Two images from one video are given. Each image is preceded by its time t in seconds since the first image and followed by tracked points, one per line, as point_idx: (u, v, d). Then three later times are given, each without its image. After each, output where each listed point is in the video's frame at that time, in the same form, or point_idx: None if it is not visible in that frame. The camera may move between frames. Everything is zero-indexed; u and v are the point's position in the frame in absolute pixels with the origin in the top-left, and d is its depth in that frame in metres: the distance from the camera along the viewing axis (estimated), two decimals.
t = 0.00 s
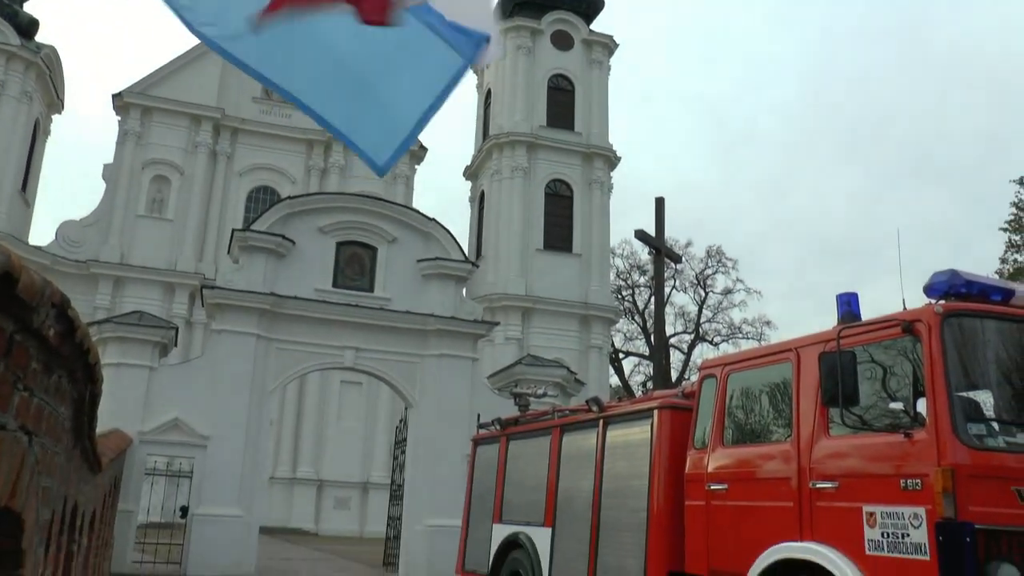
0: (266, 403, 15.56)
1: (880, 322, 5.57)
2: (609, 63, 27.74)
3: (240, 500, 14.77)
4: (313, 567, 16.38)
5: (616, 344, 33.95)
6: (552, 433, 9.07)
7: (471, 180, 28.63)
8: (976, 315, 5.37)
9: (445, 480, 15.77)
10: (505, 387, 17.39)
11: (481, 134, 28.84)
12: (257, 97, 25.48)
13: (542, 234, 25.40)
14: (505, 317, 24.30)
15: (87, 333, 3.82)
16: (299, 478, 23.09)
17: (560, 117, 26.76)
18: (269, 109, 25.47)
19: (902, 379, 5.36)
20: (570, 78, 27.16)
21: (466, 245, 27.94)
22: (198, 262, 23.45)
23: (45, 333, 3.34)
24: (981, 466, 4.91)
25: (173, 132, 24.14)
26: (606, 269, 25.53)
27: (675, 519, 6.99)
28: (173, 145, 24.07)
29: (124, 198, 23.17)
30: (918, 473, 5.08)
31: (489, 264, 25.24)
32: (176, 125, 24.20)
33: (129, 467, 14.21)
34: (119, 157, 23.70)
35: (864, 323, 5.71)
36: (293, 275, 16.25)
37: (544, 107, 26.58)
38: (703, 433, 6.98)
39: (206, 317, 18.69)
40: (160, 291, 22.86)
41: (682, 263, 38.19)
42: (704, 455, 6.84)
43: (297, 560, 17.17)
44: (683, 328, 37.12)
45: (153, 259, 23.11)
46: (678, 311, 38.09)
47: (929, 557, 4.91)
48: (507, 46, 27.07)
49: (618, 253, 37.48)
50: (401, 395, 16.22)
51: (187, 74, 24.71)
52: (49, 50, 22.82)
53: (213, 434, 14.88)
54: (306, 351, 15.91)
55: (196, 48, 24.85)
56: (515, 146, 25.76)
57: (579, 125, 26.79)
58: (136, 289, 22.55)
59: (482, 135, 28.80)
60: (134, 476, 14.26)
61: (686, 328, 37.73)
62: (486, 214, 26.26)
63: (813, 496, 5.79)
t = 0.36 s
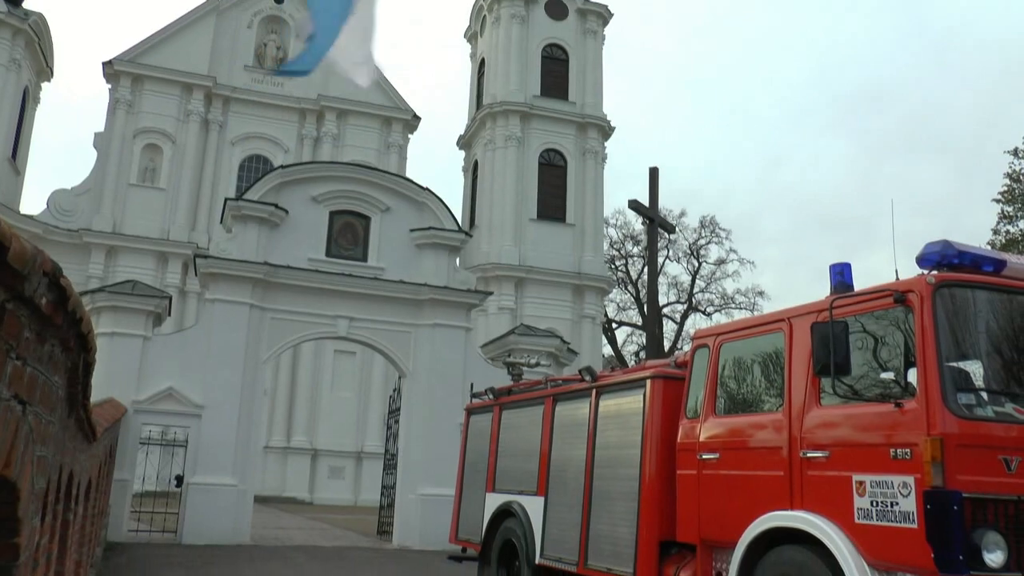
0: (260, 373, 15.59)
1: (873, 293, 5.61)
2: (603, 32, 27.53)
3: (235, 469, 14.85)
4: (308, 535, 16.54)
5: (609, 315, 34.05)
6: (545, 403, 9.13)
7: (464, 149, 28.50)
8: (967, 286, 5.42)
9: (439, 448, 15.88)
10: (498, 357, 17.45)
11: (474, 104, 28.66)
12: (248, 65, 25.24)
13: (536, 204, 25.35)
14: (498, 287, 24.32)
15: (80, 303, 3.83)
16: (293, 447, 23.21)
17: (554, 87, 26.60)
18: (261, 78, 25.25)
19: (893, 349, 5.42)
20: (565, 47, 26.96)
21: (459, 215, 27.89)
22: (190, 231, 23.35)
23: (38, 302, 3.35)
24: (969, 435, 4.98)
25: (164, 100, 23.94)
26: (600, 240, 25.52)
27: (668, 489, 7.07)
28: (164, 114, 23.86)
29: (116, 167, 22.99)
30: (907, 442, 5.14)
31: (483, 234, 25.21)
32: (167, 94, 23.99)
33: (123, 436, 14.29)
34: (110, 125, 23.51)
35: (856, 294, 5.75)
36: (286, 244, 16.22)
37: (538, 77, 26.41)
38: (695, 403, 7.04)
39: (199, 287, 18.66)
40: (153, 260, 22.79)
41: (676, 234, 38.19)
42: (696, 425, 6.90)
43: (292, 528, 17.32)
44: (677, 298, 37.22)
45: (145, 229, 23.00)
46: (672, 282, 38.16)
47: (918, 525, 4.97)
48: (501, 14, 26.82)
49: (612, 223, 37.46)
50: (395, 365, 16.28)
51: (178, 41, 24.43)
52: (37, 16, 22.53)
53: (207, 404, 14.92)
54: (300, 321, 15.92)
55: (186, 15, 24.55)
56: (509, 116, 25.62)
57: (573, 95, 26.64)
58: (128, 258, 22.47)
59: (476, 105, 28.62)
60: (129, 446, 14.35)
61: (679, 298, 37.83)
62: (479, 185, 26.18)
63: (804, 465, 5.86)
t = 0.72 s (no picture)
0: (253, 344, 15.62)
1: (865, 266, 5.65)
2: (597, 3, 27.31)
3: (229, 441, 14.92)
4: (302, 506, 16.66)
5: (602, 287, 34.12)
6: (538, 374, 9.19)
7: (457, 121, 28.34)
8: (959, 259, 5.45)
9: (432, 420, 15.97)
10: (491, 329, 17.50)
11: (468, 75, 28.48)
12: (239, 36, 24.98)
13: (529, 177, 25.28)
14: (491, 260, 24.34)
15: (70, 276, 3.82)
16: (287, 419, 23.29)
17: (548, 58, 26.43)
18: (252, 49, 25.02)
19: (885, 322, 5.46)
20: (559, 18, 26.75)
21: (453, 187, 27.81)
22: (182, 203, 23.26)
23: (29, 274, 3.34)
24: (959, 407, 5.04)
25: (154, 71, 23.72)
26: (593, 212, 25.50)
27: (660, 460, 7.14)
28: (154, 85, 23.65)
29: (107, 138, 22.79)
30: (898, 414, 5.20)
31: (476, 207, 25.16)
32: (158, 65, 23.78)
33: (118, 408, 14.32)
34: (100, 96, 23.28)
35: (849, 267, 5.78)
36: (279, 215, 16.18)
37: (532, 48, 26.23)
38: (687, 375, 7.10)
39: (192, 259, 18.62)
40: (145, 232, 22.71)
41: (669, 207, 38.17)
42: (688, 397, 6.97)
43: (286, 499, 17.46)
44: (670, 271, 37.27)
45: (136, 201, 22.89)
46: (665, 255, 38.20)
47: (907, 496, 5.04)
48: None
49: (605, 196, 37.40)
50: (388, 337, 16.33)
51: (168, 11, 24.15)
52: None
53: (202, 375, 14.96)
54: (293, 293, 15.91)
55: None
56: (502, 88, 25.47)
57: (567, 67, 26.48)
58: (120, 230, 22.39)
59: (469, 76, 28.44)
60: (123, 418, 14.38)
61: (672, 271, 37.90)
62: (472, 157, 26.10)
63: (795, 437, 5.92)
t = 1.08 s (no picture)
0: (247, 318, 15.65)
1: (859, 241, 5.67)
2: None
3: (224, 415, 14.97)
4: (297, 480, 16.78)
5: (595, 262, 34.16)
6: (531, 348, 9.23)
7: (450, 96, 28.20)
8: (952, 235, 5.48)
9: (426, 394, 16.04)
10: (485, 304, 17.52)
11: (461, 49, 28.27)
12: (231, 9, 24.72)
13: (523, 152, 25.19)
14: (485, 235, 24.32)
15: (62, 250, 3.83)
16: (281, 393, 23.37)
17: (543, 32, 26.25)
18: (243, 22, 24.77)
19: (877, 298, 5.50)
20: None
21: (446, 162, 27.71)
22: (175, 178, 23.14)
23: (20, 248, 3.34)
24: (949, 382, 5.09)
25: (145, 44, 23.50)
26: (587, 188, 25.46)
27: (652, 434, 7.21)
28: (146, 59, 23.44)
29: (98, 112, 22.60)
30: (888, 389, 5.26)
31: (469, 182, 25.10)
32: (148, 38, 23.57)
33: (112, 382, 14.33)
34: (90, 69, 23.07)
35: (842, 243, 5.81)
36: (271, 189, 16.12)
37: (526, 22, 26.04)
38: (680, 349, 7.14)
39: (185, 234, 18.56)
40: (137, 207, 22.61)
41: (663, 182, 38.10)
42: (681, 371, 7.02)
43: (280, 473, 17.56)
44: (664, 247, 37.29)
45: (128, 176, 22.75)
46: (658, 230, 38.21)
47: (896, 470, 5.11)
48: None
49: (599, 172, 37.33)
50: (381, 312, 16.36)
51: None
52: None
53: (195, 350, 14.98)
54: (287, 267, 15.90)
55: None
56: (496, 62, 25.31)
57: (561, 40, 26.31)
58: (112, 205, 22.28)
59: (463, 50, 28.24)
60: (117, 392, 14.39)
61: (666, 246, 37.92)
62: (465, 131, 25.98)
63: (787, 412, 5.98)
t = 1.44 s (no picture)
0: (240, 295, 15.63)
1: (853, 218, 5.70)
2: None
3: (217, 392, 14.99)
4: (290, 457, 16.87)
5: (588, 240, 34.17)
6: (524, 325, 9.27)
7: (444, 72, 28.04)
8: (945, 212, 5.51)
9: (419, 371, 16.09)
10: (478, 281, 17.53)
11: (455, 25, 28.08)
12: None
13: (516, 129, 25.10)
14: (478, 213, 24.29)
15: (53, 226, 3.83)
16: (274, 370, 23.42)
17: (537, 8, 26.07)
18: None
19: (870, 275, 5.54)
20: None
21: (439, 138, 27.60)
22: (166, 155, 23.01)
23: (10, 223, 3.34)
24: (940, 359, 5.15)
25: (136, 19, 23.29)
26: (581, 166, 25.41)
27: (643, 411, 7.26)
28: (136, 34, 23.22)
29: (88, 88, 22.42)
30: (880, 366, 5.31)
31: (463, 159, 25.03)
32: (139, 13, 23.34)
33: (105, 359, 14.34)
34: (81, 45, 22.86)
35: (836, 220, 5.84)
36: (264, 165, 16.06)
37: None
38: (673, 327, 7.18)
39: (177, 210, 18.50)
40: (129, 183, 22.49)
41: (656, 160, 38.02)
42: (673, 349, 7.05)
43: (274, 450, 17.64)
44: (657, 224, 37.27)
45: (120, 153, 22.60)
46: (651, 207, 38.20)
47: (886, 447, 5.17)
48: None
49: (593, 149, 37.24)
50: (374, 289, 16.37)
51: None
52: None
53: (189, 326, 14.97)
54: (280, 244, 15.88)
55: None
56: (489, 38, 25.16)
57: (555, 16, 26.14)
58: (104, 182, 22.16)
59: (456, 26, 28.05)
60: (110, 368, 14.39)
61: (659, 223, 37.92)
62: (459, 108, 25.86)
63: (779, 389, 6.03)
